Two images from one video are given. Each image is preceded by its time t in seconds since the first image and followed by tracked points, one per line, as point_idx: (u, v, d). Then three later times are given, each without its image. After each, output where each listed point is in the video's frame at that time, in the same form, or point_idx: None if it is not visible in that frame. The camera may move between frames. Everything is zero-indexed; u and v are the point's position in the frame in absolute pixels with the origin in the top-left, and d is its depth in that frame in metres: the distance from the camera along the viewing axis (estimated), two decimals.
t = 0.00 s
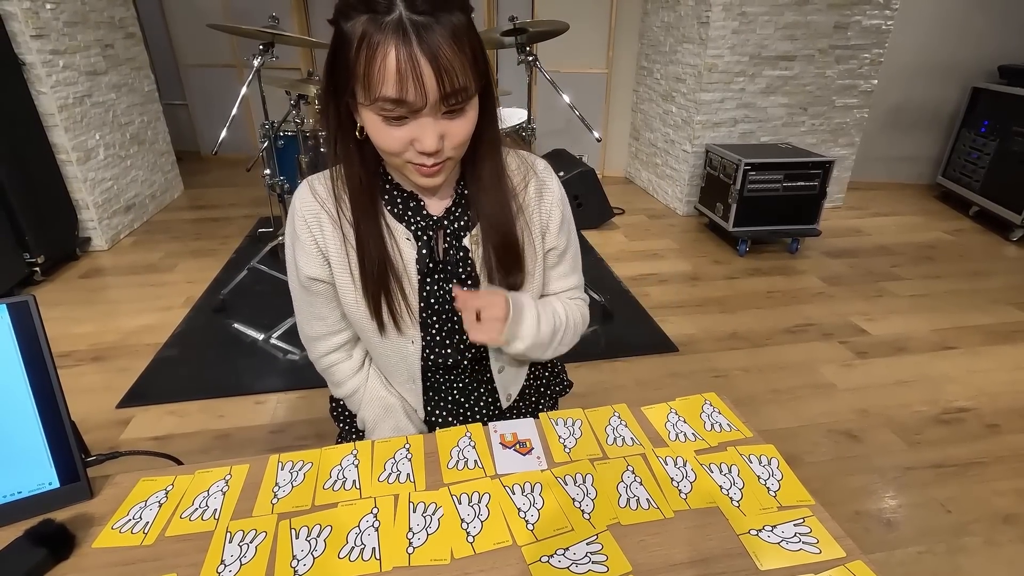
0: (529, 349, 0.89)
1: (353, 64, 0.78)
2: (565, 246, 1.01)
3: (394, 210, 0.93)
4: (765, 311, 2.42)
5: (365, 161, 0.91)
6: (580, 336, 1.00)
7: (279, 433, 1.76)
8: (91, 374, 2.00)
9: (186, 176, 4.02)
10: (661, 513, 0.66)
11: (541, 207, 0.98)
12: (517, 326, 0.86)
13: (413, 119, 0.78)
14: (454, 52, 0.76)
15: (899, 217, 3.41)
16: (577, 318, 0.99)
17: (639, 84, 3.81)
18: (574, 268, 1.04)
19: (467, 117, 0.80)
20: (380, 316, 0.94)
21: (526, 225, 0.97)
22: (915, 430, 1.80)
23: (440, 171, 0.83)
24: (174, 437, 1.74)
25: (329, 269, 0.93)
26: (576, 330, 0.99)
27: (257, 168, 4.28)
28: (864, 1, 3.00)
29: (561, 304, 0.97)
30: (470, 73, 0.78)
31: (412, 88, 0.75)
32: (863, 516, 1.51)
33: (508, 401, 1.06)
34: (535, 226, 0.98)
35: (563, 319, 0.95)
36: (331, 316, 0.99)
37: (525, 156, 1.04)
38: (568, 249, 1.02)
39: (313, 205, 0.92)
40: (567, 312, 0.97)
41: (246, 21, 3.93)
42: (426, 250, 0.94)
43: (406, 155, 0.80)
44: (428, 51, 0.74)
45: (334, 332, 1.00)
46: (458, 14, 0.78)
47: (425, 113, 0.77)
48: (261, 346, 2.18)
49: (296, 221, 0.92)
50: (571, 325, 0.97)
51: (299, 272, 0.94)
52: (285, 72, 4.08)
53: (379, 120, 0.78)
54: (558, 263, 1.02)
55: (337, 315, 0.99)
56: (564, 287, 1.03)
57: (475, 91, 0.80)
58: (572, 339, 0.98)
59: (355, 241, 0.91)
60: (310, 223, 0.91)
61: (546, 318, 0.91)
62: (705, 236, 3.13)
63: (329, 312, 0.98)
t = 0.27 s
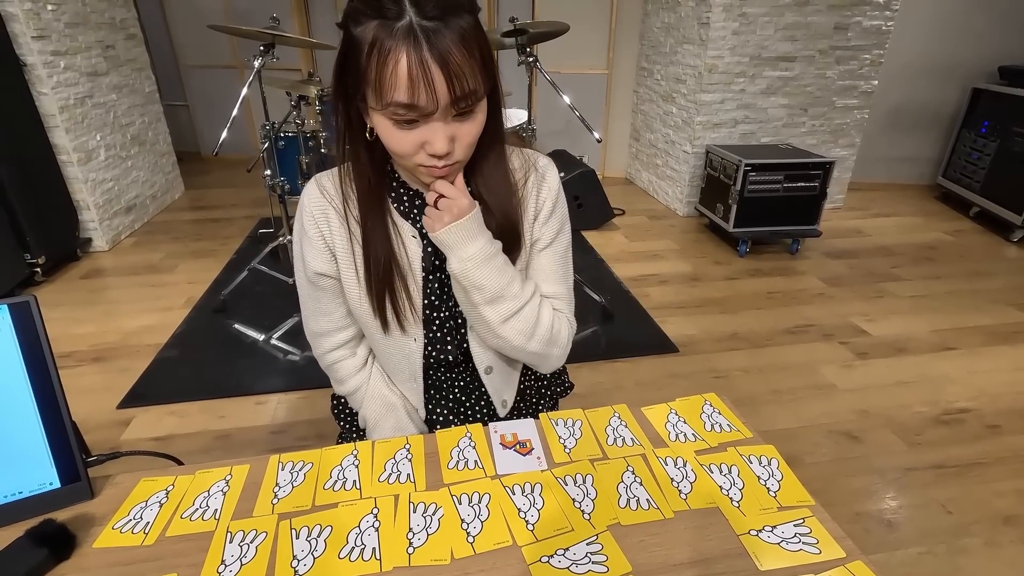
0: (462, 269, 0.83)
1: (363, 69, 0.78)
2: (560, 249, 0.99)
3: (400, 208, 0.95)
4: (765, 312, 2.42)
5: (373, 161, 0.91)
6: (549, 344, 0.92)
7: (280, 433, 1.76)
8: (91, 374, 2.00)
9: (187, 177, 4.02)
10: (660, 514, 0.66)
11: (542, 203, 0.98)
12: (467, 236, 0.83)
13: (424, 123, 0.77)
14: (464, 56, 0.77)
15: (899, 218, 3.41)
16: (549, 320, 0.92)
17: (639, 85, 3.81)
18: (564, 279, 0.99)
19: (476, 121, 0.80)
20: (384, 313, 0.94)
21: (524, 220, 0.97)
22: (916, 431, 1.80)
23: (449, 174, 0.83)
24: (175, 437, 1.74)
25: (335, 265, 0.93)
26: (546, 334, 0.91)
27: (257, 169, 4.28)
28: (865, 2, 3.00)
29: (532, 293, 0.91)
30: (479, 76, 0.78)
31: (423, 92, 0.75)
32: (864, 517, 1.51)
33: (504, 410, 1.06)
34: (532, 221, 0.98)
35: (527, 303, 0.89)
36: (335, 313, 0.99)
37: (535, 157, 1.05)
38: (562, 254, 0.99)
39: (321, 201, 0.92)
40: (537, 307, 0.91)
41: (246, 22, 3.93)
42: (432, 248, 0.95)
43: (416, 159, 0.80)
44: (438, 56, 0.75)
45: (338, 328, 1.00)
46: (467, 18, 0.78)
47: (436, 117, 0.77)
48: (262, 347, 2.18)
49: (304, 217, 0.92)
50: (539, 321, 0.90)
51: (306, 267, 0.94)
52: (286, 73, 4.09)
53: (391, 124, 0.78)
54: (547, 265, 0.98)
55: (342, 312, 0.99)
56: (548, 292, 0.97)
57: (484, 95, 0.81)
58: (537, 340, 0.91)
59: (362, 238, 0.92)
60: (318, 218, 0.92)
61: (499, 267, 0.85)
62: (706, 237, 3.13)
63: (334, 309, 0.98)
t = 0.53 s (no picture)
0: (446, 271, 0.86)
1: (368, 78, 0.78)
2: (558, 253, 0.99)
3: (404, 208, 0.96)
4: (765, 313, 2.42)
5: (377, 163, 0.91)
6: (535, 347, 0.94)
7: (280, 434, 1.76)
8: (92, 375, 2.01)
9: (188, 178, 4.03)
10: (660, 515, 0.66)
11: (542, 206, 0.98)
12: (455, 239, 0.85)
13: (428, 133, 0.78)
14: (467, 68, 0.77)
15: (900, 219, 3.41)
16: (537, 325, 0.93)
17: (640, 86, 3.82)
18: (560, 283, 1.00)
19: (479, 130, 0.81)
20: (387, 313, 0.94)
21: (523, 223, 0.97)
22: (916, 432, 1.80)
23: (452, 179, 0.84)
24: (175, 438, 1.74)
25: (339, 265, 0.93)
26: (533, 338, 0.93)
27: (258, 170, 4.29)
28: (865, 4, 3.00)
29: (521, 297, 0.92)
30: (482, 86, 0.79)
31: (427, 103, 0.76)
32: (864, 518, 1.51)
33: (490, 405, 1.06)
34: (532, 224, 0.98)
35: (514, 308, 0.90)
36: (338, 313, 0.99)
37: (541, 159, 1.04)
38: (559, 258, 0.99)
39: (325, 201, 0.92)
40: (525, 311, 0.92)
41: (247, 24, 3.94)
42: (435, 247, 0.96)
43: (421, 166, 0.81)
44: (442, 69, 0.75)
45: (341, 328, 1.00)
46: (471, 28, 0.78)
47: (439, 127, 0.78)
48: (262, 348, 2.18)
49: (308, 217, 0.92)
50: (526, 325, 0.92)
51: (310, 267, 0.94)
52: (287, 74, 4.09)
53: (395, 133, 0.79)
54: (542, 269, 0.99)
55: (344, 312, 0.99)
56: (542, 296, 0.98)
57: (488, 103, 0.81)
58: (523, 343, 0.93)
59: (366, 238, 0.92)
60: (322, 218, 0.92)
61: (485, 272, 0.86)
62: (705, 238, 3.13)
63: (337, 309, 0.98)
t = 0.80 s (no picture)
0: (445, 271, 0.86)
1: (367, 83, 0.78)
2: (559, 254, 0.99)
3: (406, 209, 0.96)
4: (765, 315, 2.43)
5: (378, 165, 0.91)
6: (535, 347, 0.94)
7: (280, 436, 1.76)
8: (93, 376, 2.01)
9: (189, 179, 4.03)
10: (660, 516, 0.66)
11: (543, 207, 0.98)
12: (453, 240, 0.85)
13: (426, 137, 0.78)
14: (465, 73, 0.77)
15: (901, 221, 3.41)
16: (536, 326, 0.93)
17: (640, 88, 3.82)
18: (561, 284, 1.00)
19: (478, 134, 0.81)
20: (388, 314, 0.94)
21: (524, 224, 0.98)
22: (917, 434, 1.80)
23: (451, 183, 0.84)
24: (176, 439, 1.74)
25: (341, 265, 0.94)
26: (532, 339, 0.93)
27: (259, 171, 4.29)
28: (865, 6, 3.01)
29: (521, 297, 0.92)
30: (480, 91, 0.79)
31: (425, 108, 0.76)
32: (865, 520, 1.51)
33: (491, 404, 1.06)
34: (533, 224, 0.99)
35: (514, 308, 0.90)
36: (340, 314, 0.99)
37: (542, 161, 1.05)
38: (559, 259, 0.99)
39: (327, 203, 0.93)
40: (524, 311, 0.92)
41: (249, 25, 3.95)
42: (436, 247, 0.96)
43: (420, 170, 0.82)
44: (440, 74, 0.75)
45: (342, 329, 1.00)
46: (469, 33, 0.79)
47: (437, 131, 0.78)
48: (263, 349, 2.18)
49: (311, 218, 0.93)
50: (525, 325, 0.92)
51: (312, 268, 0.94)
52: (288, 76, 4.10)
53: (393, 137, 0.79)
54: (542, 269, 0.99)
55: (346, 312, 0.99)
56: (542, 297, 0.98)
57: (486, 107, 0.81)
58: (522, 344, 0.93)
59: (367, 238, 0.92)
60: (324, 219, 0.92)
61: (484, 273, 0.86)
62: (706, 240, 3.13)
63: (339, 310, 0.98)
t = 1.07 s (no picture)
0: (444, 272, 0.86)
1: (365, 84, 0.79)
2: (558, 255, 1.00)
3: (404, 211, 0.96)
4: (765, 316, 2.43)
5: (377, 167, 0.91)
6: (533, 348, 0.94)
7: (281, 437, 1.77)
8: (93, 378, 2.01)
9: (189, 181, 4.04)
10: (659, 518, 0.67)
11: (542, 207, 0.99)
12: (452, 241, 0.86)
13: (424, 137, 0.79)
14: (463, 73, 0.77)
15: (901, 222, 3.41)
16: (535, 327, 0.93)
17: (640, 89, 3.83)
18: (560, 285, 1.00)
19: (476, 134, 0.81)
20: (387, 315, 0.95)
21: (523, 224, 0.98)
22: (917, 436, 1.80)
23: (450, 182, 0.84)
24: (176, 441, 1.75)
25: (340, 267, 0.94)
26: (531, 340, 0.93)
27: (260, 173, 4.30)
28: (865, 8, 3.01)
29: (520, 298, 0.92)
30: (477, 90, 0.79)
31: (422, 108, 0.76)
32: (865, 522, 1.50)
33: (490, 405, 1.06)
34: (532, 224, 0.99)
35: (512, 308, 0.90)
36: (340, 315, 0.99)
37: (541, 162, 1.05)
38: (558, 260, 1.00)
39: (326, 204, 0.93)
40: (523, 311, 0.92)
41: (249, 27, 3.95)
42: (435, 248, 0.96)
43: (418, 171, 0.82)
44: (437, 75, 0.75)
45: (342, 331, 1.00)
46: (467, 34, 0.79)
47: (435, 131, 0.78)
48: (263, 351, 2.18)
49: (310, 220, 0.93)
50: (524, 326, 0.92)
51: (312, 270, 0.94)
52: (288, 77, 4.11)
53: (392, 137, 0.79)
54: (541, 270, 0.99)
55: (345, 314, 0.99)
56: (540, 298, 0.98)
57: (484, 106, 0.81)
58: (521, 345, 0.93)
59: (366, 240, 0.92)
60: (323, 221, 0.92)
61: (484, 274, 0.87)
62: (706, 241, 3.13)
63: (338, 311, 0.98)
